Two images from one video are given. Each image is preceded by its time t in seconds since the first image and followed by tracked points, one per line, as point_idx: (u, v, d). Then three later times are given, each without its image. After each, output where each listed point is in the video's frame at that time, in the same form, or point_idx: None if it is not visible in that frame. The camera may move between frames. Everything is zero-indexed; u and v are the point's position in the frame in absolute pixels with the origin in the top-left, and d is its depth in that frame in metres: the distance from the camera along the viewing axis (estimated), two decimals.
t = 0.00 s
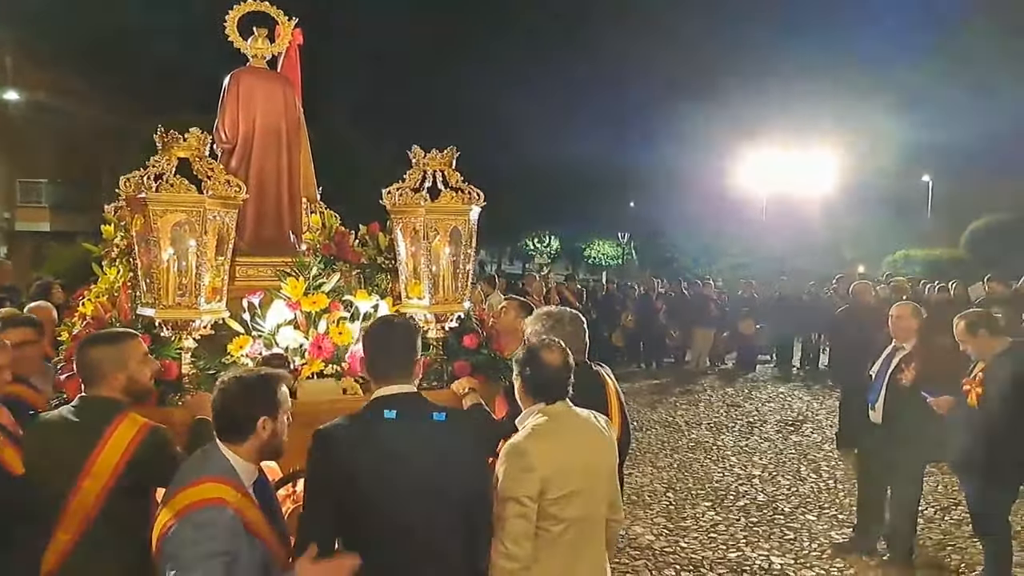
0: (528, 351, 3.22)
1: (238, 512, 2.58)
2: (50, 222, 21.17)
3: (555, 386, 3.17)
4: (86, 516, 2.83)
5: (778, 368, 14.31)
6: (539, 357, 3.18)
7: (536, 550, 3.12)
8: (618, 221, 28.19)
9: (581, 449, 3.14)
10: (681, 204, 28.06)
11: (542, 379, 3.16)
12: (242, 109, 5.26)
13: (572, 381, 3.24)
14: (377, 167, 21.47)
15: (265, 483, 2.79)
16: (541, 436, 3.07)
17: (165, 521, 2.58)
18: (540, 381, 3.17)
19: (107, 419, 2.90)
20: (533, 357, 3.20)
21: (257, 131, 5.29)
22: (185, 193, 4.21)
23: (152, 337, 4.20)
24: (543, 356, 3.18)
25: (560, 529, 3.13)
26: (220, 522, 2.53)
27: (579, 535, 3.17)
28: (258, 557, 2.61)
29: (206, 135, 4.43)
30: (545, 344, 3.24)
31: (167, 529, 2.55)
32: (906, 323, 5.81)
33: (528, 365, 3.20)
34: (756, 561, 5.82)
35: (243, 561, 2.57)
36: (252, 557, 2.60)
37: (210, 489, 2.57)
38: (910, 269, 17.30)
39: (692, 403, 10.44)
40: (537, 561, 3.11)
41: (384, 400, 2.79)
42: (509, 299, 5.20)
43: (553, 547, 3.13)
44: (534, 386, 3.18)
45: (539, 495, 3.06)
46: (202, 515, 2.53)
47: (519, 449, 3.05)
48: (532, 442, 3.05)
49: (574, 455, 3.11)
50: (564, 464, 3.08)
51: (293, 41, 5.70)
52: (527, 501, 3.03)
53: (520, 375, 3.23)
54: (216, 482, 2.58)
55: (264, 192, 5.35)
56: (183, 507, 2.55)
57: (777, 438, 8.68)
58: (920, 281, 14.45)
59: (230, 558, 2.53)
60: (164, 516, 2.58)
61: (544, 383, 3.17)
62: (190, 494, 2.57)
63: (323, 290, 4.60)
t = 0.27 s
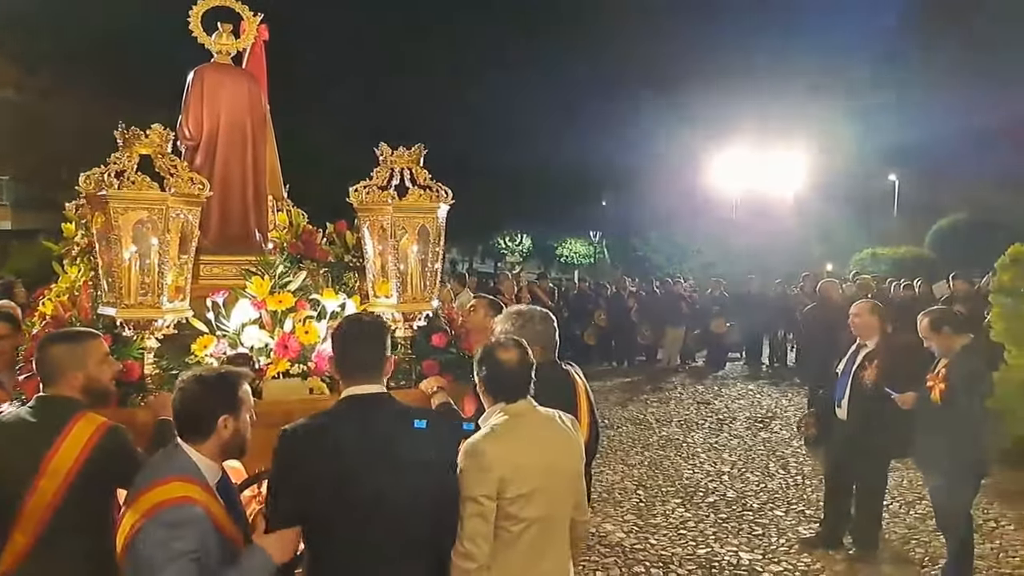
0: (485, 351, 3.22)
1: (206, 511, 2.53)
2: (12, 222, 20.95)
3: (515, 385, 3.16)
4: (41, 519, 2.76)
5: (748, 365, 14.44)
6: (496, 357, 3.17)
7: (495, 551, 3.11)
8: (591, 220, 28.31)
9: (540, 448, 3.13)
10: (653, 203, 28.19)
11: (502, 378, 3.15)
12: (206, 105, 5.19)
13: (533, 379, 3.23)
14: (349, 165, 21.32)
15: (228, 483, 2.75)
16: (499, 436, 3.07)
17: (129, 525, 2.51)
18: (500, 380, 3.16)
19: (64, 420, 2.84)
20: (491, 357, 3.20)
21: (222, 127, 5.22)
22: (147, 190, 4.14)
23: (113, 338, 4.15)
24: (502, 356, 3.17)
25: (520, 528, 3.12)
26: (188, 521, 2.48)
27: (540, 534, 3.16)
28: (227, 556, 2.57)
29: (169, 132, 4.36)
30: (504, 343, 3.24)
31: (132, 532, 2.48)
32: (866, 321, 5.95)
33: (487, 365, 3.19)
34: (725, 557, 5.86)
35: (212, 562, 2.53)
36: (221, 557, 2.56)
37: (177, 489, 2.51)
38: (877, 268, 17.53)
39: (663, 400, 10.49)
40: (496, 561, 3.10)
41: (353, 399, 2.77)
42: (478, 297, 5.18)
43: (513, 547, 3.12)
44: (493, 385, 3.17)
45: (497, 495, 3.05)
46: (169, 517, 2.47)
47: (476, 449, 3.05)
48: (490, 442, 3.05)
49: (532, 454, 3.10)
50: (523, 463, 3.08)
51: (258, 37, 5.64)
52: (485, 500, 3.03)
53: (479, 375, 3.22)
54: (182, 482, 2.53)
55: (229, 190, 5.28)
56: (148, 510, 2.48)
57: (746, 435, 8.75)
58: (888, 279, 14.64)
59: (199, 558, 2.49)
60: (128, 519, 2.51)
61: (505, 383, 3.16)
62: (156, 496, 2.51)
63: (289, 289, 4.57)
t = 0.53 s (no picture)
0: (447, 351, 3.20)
1: (169, 514, 2.46)
2: None
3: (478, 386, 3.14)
4: None
5: (717, 362, 14.55)
6: (458, 358, 3.15)
7: (461, 552, 3.11)
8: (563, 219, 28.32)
9: (505, 449, 3.11)
10: (623, 201, 28.28)
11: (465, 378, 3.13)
12: (169, 101, 5.12)
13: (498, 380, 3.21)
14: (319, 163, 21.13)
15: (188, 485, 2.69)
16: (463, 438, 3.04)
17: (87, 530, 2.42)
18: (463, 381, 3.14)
19: (17, 420, 2.77)
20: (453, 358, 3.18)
21: (185, 124, 5.15)
22: (106, 188, 4.07)
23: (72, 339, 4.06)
24: (463, 357, 3.15)
25: (486, 530, 3.11)
26: (149, 525, 2.40)
27: (506, 536, 3.14)
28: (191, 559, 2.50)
29: (130, 129, 4.30)
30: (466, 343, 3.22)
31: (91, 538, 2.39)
32: (825, 321, 5.97)
33: (449, 366, 3.18)
34: (693, 553, 5.90)
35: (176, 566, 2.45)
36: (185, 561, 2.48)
37: (138, 492, 2.42)
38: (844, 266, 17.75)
39: (632, 398, 10.53)
40: (463, 563, 3.10)
41: (314, 400, 2.70)
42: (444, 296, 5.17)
43: (479, 548, 3.11)
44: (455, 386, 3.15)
45: (461, 496, 3.04)
46: (130, 521, 2.38)
47: (440, 451, 3.03)
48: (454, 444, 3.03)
49: (496, 455, 3.08)
50: (488, 464, 3.06)
51: (222, 33, 5.56)
52: (449, 502, 3.02)
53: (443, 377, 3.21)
54: (143, 485, 2.44)
55: (192, 187, 5.21)
56: (107, 514, 2.39)
57: (715, 432, 8.82)
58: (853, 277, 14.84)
59: (162, 562, 2.41)
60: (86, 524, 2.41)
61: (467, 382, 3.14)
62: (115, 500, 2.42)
63: (252, 288, 4.53)
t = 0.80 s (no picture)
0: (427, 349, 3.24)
1: (152, 512, 2.50)
2: None
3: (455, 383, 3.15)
4: None
5: (698, 359, 14.62)
6: (435, 356, 3.17)
7: (443, 551, 3.11)
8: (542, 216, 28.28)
9: (482, 447, 3.10)
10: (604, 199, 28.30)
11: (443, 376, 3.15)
12: (144, 97, 5.06)
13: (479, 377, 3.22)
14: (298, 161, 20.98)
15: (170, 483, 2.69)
16: (438, 435, 3.05)
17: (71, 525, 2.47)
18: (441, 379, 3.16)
19: None
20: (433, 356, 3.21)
21: (161, 121, 5.10)
22: (80, 185, 4.02)
23: (45, 339, 3.98)
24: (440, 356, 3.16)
25: (467, 528, 3.11)
26: (133, 524, 2.45)
27: (487, 535, 3.12)
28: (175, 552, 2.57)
29: (103, 125, 4.23)
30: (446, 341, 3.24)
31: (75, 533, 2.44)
32: (802, 317, 6.03)
33: (430, 364, 3.20)
34: (673, 549, 5.92)
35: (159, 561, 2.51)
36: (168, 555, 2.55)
37: (121, 491, 2.46)
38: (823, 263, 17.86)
39: (613, 395, 10.55)
40: (445, 561, 3.10)
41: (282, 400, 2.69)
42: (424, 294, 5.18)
43: (460, 547, 3.11)
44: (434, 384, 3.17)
45: (440, 494, 3.05)
46: (113, 520, 2.43)
47: (418, 449, 3.05)
48: (429, 442, 3.04)
49: (474, 454, 3.07)
50: (464, 462, 3.05)
51: (197, 28, 5.50)
52: (429, 500, 3.03)
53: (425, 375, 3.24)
54: (126, 485, 2.47)
55: (167, 185, 5.16)
56: (91, 512, 2.44)
57: (695, 428, 8.86)
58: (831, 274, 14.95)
59: (146, 558, 2.47)
60: (70, 520, 2.46)
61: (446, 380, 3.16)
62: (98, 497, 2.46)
63: (229, 287, 4.50)
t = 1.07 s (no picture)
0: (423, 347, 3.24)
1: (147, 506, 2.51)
2: None
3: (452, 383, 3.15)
4: None
5: (684, 355, 14.68)
6: (433, 354, 3.17)
7: (433, 548, 3.12)
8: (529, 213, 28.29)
9: (477, 446, 3.11)
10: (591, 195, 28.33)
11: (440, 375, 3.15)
12: (128, 93, 5.03)
13: (473, 376, 3.21)
14: (284, 158, 20.87)
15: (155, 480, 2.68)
16: (434, 433, 3.04)
17: (62, 523, 2.43)
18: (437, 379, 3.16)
19: None
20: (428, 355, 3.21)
21: (144, 118, 5.07)
22: (62, 183, 3.99)
23: (27, 338, 4.02)
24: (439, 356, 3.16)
25: (458, 526, 3.11)
26: (131, 518, 2.45)
27: (477, 532, 3.14)
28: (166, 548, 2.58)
29: (86, 122, 4.20)
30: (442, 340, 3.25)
31: (69, 530, 2.41)
32: (788, 312, 6.10)
33: (426, 362, 3.18)
34: (660, 545, 5.95)
35: (153, 557, 2.52)
36: (161, 552, 2.55)
37: (118, 485, 2.46)
38: (809, 259, 17.91)
39: (600, 391, 10.58)
40: (434, 558, 3.12)
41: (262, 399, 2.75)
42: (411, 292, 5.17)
43: (450, 544, 3.12)
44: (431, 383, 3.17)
45: (431, 492, 3.04)
46: (112, 514, 2.42)
47: (412, 446, 3.04)
48: (424, 439, 3.04)
49: (469, 453, 3.08)
50: (458, 461, 3.06)
51: (180, 24, 5.47)
52: (420, 498, 3.03)
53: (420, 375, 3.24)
54: (122, 480, 2.48)
55: (151, 182, 5.14)
56: (87, 507, 2.42)
57: (682, 424, 8.90)
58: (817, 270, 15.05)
59: (140, 551, 2.47)
60: (62, 517, 2.43)
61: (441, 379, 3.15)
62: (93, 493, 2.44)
63: (213, 285, 4.46)
